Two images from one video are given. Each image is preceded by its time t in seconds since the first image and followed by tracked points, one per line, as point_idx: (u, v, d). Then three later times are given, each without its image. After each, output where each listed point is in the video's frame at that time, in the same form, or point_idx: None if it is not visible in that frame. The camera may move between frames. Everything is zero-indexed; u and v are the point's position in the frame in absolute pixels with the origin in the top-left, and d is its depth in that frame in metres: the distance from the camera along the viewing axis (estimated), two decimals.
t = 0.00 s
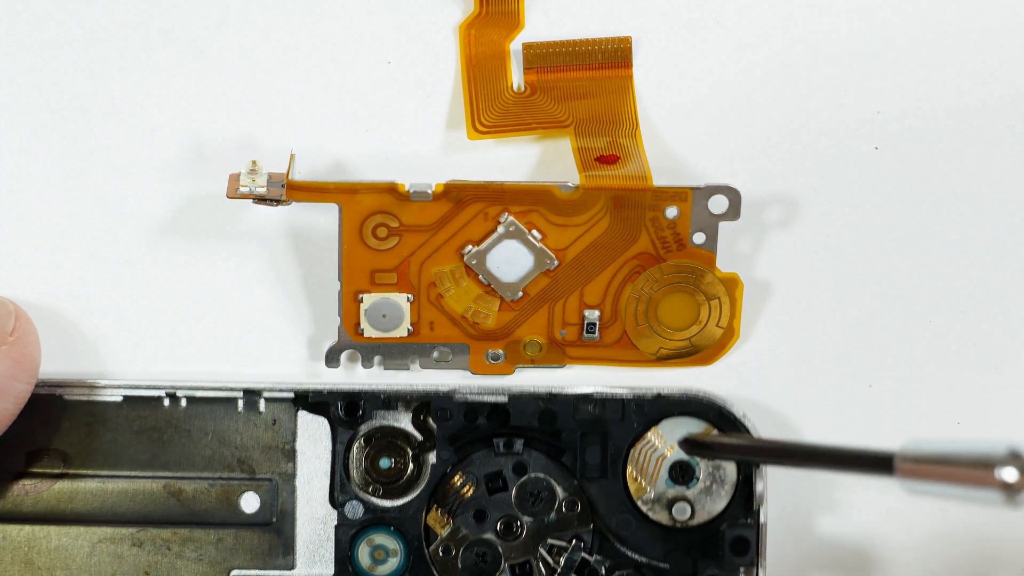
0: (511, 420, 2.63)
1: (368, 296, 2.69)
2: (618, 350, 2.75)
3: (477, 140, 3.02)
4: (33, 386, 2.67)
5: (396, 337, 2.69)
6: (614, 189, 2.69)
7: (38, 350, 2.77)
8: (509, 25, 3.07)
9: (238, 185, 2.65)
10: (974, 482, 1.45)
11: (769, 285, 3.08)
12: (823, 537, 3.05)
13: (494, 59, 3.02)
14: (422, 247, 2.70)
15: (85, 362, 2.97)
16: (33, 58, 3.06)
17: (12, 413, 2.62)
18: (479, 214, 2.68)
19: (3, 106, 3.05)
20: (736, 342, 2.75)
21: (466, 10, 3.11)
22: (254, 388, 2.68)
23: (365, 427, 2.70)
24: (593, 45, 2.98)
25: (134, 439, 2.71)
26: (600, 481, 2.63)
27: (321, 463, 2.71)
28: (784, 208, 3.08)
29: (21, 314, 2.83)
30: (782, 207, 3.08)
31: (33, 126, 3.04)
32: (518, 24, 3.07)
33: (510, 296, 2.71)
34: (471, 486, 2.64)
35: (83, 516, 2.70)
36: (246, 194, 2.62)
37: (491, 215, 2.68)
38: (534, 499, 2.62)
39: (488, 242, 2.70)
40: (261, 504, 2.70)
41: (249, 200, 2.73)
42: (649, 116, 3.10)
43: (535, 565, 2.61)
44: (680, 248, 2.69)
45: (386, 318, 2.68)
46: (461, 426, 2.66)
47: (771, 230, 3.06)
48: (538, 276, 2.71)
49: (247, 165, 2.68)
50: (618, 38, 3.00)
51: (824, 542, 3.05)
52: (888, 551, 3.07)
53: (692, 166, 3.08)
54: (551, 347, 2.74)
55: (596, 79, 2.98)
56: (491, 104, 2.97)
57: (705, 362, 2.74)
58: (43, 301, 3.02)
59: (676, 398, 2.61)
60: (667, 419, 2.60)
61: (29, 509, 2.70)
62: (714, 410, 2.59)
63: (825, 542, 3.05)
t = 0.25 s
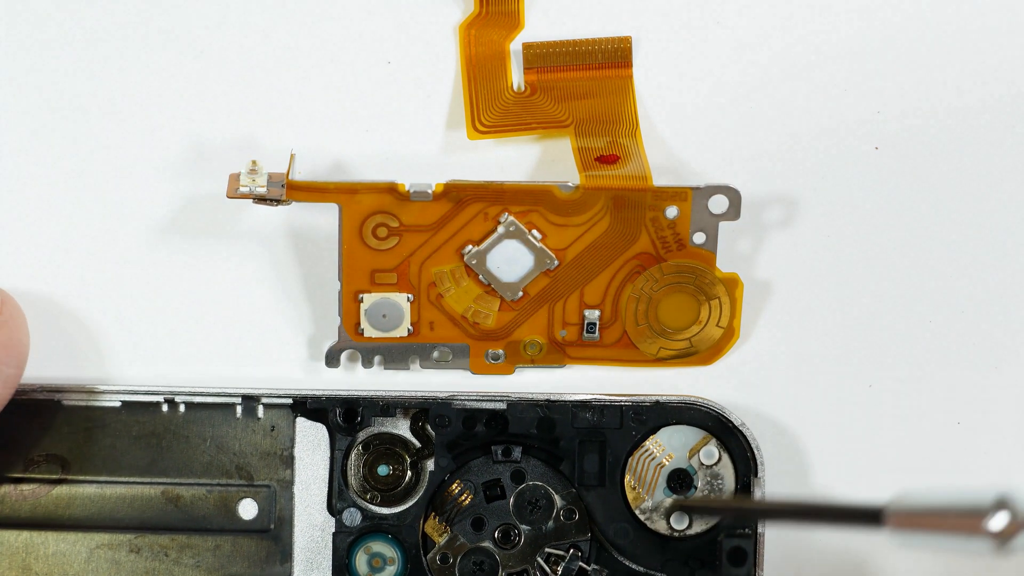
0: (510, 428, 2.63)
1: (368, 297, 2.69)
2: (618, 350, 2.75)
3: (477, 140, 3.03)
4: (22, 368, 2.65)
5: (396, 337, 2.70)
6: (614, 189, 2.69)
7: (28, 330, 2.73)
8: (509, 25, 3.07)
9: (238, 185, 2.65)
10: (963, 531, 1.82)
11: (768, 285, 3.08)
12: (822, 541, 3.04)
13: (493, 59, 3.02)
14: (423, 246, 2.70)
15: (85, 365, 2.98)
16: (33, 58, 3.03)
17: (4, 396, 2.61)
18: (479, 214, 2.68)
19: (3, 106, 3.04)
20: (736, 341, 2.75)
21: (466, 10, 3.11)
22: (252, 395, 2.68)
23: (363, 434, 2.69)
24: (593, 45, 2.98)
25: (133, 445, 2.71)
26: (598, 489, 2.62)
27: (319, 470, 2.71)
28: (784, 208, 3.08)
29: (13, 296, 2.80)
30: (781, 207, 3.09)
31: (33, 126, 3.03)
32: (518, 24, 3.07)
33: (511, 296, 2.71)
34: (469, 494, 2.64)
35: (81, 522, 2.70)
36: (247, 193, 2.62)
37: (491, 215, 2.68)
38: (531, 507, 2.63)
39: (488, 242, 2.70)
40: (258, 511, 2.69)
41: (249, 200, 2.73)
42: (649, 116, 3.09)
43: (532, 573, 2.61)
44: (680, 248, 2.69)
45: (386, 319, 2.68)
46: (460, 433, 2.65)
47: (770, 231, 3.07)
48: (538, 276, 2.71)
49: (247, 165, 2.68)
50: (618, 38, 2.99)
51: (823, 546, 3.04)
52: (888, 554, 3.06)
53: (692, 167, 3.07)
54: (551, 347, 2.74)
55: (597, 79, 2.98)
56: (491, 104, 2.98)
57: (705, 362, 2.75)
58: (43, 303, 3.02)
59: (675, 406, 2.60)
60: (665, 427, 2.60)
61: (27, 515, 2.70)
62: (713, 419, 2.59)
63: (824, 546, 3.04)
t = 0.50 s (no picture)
0: (510, 428, 2.63)
1: (368, 297, 2.68)
2: (618, 350, 2.75)
3: (477, 140, 3.01)
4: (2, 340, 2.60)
5: (396, 337, 2.69)
6: (614, 190, 2.68)
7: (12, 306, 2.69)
8: (509, 25, 3.07)
9: (238, 184, 2.64)
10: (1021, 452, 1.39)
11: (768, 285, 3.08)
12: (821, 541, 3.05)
13: (493, 58, 3.01)
14: (422, 246, 2.70)
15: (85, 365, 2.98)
16: (33, 59, 3.03)
17: None
18: (479, 214, 2.67)
19: (4, 105, 3.04)
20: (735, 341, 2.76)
21: (466, 10, 3.11)
22: (251, 395, 2.67)
23: (363, 434, 2.69)
24: (593, 45, 2.97)
25: (132, 445, 2.71)
26: (598, 489, 2.62)
27: (319, 470, 2.72)
28: (784, 208, 3.09)
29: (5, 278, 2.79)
30: (782, 207, 3.09)
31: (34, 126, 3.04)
32: (518, 24, 3.07)
33: (511, 296, 2.70)
34: (469, 494, 2.65)
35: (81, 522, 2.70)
36: (247, 194, 2.62)
37: (491, 215, 2.68)
38: (531, 507, 2.63)
39: (488, 242, 2.69)
40: (258, 511, 2.69)
41: (249, 200, 2.73)
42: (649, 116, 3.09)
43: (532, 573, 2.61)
44: (680, 248, 2.69)
45: (386, 318, 2.67)
46: (460, 433, 2.65)
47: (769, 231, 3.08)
48: (538, 276, 2.70)
49: (247, 165, 2.69)
50: (618, 38, 2.99)
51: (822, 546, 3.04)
52: (886, 552, 3.06)
53: (692, 167, 3.08)
54: (551, 347, 2.74)
55: (597, 79, 2.97)
56: (491, 104, 2.96)
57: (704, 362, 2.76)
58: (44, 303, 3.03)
59: (675, 406, 2.60)
60: (665, 427, 2.60)
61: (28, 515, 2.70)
62: (713, 419, 2.59)
63: (823, 546, 3.05)
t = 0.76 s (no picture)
0: (510, 428, 2.62)
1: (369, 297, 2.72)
2: (618, 350, 2.75)
3: (478, 140, 3.06)
4: None
5: (396, 337, 2.72)
6: (614, 189, 2.67)
7: None
8: (509, 25, 3.08)
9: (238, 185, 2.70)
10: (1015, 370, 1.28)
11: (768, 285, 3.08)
12: (822, 541, 3.04)
13: (495, 59, 3.06)
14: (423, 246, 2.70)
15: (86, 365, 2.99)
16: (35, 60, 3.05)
17: None
18: (479, 214, 2.68)
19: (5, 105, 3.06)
20: (735, 341, 2.77)
21: (466, 9, 3.12)
22: (251, 395, 2.68)
23: (363, 434, 2.70)
24: (593, 45, 3.02)
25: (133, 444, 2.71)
26: (599, 489, 2.61)
27: (319, 471, 2.72)
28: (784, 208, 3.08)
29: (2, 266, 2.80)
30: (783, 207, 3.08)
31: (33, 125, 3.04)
32: (518, 25, 3.08)
33: (511, 296, 2.71)
34: (469, 494, 2.65)
35: (81, 521, 2.70)
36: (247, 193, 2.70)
37: (491, 215, 2.68)
38: (532, 507, 2.63)
39: (488, 242, 2.69)
40: (258, 511, 2.68)
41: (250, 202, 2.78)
42: (649, 116, 3.08)
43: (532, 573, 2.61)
44: (680, 248, 2.69)
45: (386, 319, 2.71)
46: (460, 433, 2.65)
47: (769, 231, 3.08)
48: (538, 275, 2.71)
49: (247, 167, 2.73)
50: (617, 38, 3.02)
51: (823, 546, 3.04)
52: (887, 552, 3.05)
53: (692, 167, 3.08)
54: (551, 347, 2.75)
55: (596, 79, 3.01)
56: (491, 104, 3.02)
57: (704, 362, 2.77)
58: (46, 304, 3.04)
59: (675, 406, 2.60)
60: (666, 427, 2.60)
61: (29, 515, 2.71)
62: (713, 419, 2.58)
63: (824, 547, 3.04)
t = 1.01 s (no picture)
0: (509, 428, 2.63)
1: (368, 296, 2.70)
2: (618, 350, 2.75)
3: (477, 140, 3.04)
4: None
5: (396, 337, 2.71)
6: (614, 190, 2.68)
7: None
8: (509, 25, 3.08)
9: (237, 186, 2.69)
10: None
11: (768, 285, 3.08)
12: (823, 542, 3.04)
13: (493, 60, 3.04)
14: (422, 246, 2.70)
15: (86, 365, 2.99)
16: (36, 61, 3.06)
17: None
18: (479, 214, 2.67)
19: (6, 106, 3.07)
20: (735, 341, 2.77)
21: (466, 10, 3.11)
22: (251, 395, 2.68)
23: (363, 434, 2.70)
24: (593, 45, 3.00)
25: (133, 444, 2.72)
26: (598, 489, 2.62)
27: (318, 470, 2.72)
28: (785, 208, 3.08)
29: None
30: (784, 207, 3.08)
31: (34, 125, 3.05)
32: (518, 25, 3.08)
33: (511, 297, 2.71)
34: (468, 494, 2.65)
35: (81, 521, 2.70)
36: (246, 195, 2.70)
37: (491, 215, 2.68)
38: (531, 507, 2.63)
39: (487, 242, 2.69)
40: (258, 511, 2.69)
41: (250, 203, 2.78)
42: (649, 116, 3.08)
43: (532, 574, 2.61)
44: (680, 248, 2.68)
45: (386, 319, 2.69)
46: (460, 433, 2.65)
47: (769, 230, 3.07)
48: (537, 276, 2.71)
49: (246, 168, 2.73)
50: (617, 38, 3.00)
51: (824, 545, 3.04)
52: (887, 552, 3.05)
53: (692, 167, 3.07)
54: (551, 347, 2.75)
55: (597, 79, 2.99)
56: (491, 104, 2.99)
57: (705, 362, 2.77)
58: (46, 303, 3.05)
59: (675, 406, 2.60)
60: (665, 427, 2.60)
61: (29, 515, 2.71)
62: (712, 419, 2.58)
63: (825, 546, 3.04)
